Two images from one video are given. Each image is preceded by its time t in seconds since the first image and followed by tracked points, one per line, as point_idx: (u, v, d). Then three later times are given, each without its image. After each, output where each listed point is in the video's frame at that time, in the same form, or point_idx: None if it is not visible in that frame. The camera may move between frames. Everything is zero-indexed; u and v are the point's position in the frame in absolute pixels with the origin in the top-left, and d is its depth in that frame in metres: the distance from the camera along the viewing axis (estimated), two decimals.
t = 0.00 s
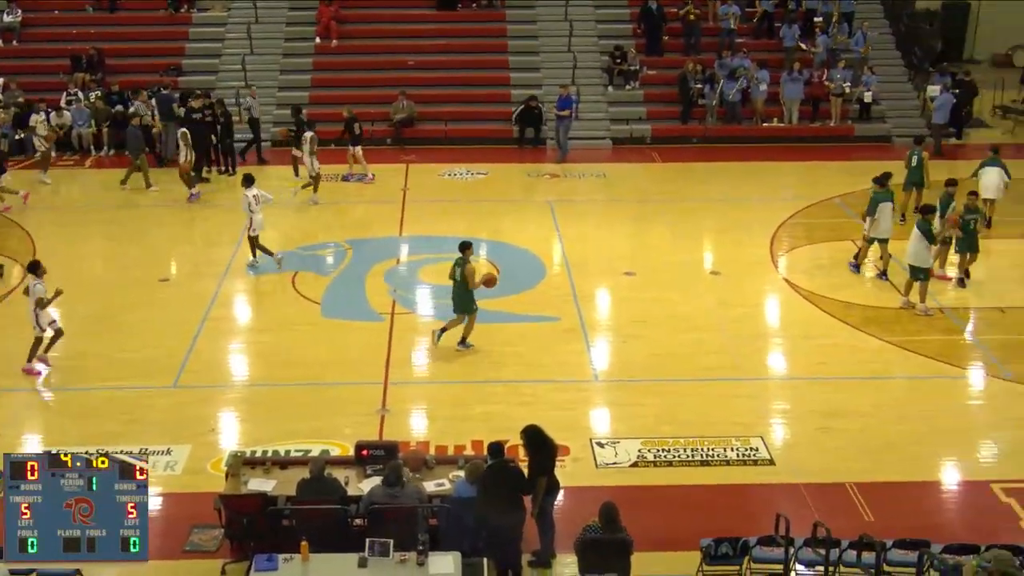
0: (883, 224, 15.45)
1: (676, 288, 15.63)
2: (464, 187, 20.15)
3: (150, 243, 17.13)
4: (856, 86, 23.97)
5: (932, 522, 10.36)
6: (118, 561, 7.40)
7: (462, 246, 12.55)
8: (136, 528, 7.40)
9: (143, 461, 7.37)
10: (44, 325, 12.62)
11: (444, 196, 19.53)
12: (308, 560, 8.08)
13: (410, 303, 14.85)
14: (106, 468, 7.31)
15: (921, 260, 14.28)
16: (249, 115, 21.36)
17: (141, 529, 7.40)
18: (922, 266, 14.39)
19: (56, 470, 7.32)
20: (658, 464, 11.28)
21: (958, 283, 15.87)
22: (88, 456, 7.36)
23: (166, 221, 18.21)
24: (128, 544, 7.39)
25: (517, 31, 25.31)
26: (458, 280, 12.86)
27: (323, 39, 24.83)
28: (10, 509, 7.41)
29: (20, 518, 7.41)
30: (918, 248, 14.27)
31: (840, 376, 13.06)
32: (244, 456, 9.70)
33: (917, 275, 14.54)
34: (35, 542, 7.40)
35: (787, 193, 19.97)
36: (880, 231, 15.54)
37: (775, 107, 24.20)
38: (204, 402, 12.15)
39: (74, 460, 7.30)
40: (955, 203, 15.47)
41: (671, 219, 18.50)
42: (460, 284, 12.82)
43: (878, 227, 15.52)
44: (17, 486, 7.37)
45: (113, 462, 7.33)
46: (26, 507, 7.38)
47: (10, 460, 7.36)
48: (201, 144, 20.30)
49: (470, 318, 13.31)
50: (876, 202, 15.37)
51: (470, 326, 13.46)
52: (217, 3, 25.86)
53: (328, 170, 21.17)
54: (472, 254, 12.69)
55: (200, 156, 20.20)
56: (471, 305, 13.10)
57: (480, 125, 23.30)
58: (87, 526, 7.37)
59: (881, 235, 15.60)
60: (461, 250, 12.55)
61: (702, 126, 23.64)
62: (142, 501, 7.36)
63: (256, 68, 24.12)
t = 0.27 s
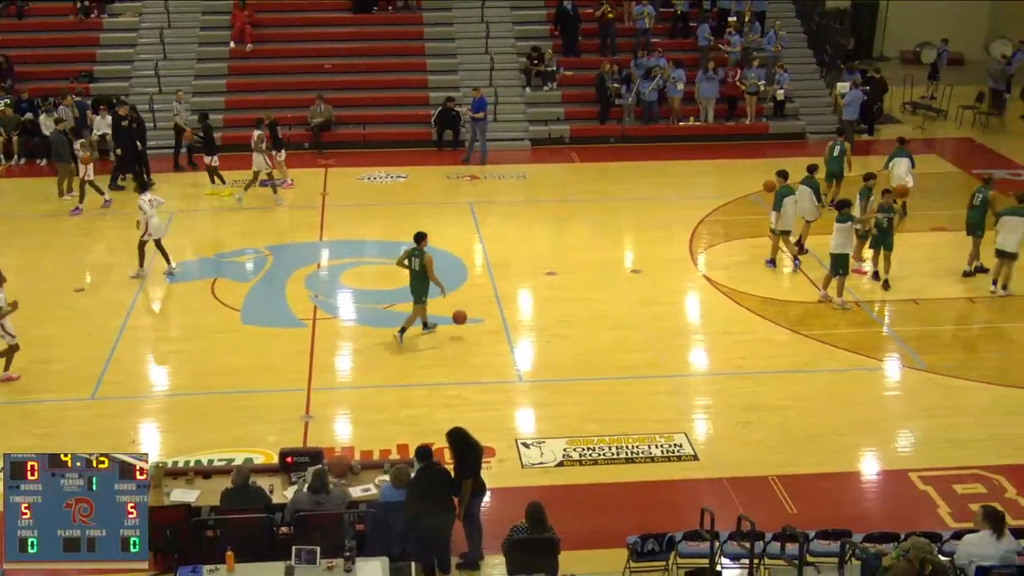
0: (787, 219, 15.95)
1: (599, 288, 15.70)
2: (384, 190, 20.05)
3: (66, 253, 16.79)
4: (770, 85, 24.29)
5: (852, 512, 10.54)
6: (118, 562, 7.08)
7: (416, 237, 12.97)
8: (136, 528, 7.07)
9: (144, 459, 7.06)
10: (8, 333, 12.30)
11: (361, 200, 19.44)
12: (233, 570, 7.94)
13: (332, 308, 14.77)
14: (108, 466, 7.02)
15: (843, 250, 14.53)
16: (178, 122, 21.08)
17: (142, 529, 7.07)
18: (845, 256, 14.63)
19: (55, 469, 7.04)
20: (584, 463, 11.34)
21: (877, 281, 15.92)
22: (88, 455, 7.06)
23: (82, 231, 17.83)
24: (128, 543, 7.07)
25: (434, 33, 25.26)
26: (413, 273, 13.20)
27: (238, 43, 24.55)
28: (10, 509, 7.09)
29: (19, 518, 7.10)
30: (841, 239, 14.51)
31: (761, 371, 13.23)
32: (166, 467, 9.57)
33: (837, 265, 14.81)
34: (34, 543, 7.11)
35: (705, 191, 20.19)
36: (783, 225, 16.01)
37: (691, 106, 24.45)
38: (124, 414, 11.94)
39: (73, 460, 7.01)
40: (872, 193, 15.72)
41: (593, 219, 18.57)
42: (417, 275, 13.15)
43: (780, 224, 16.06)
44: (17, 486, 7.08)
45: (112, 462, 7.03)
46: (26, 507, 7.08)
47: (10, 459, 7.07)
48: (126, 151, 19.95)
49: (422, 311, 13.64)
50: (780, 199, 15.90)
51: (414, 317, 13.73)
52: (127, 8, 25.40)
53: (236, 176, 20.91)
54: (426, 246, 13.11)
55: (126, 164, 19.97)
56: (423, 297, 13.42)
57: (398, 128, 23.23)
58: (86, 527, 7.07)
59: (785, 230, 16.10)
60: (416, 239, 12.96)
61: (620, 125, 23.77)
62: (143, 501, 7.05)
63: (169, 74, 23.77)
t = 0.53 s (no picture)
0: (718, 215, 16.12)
1: (544, 290, 15.71)
2: (326, 195, 19.95)
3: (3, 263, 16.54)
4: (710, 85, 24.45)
5: (796, 507, 10.64)
6: (118, 563, 6.93)
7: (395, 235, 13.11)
8: (136, 527, 6.94)
9: (144, 459, 6.99)
10: None
11: (303, 205, 19.33)
12: None
13: (276, 314, 14.65)
14: (107, 467, 6.94)
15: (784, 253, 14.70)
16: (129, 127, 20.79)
17: (142, 528, 6.94)
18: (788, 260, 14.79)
19: (55, 469, 6.93)
20: (530, 465, 11.35)
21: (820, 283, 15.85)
22: (87, 455, 6.98)
23: (19, 241, 17.57)
24: (128, 544, 6.93)
25: (373, 36, 25.15)
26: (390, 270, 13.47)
27: (175, 48, 24.30)
28: (9, 509, 6.91)
29: (19, 518, 6.93)
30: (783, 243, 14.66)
31: (705, 370, 13.31)
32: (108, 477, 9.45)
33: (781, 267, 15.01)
34: (34, 543, 6.93)
35: (647, 191, 20.30)
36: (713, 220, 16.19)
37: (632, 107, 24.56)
38: (66, 425, 11.77)
39: (73, 460, 6.92)
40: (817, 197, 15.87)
41: (537, 220, 18.60)
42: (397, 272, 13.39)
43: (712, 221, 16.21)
44: (17, 486, 6.93)
45: (112, 462, 6.95)
46: (26, 507, 6.92)
47: (9, 460, 6.96)
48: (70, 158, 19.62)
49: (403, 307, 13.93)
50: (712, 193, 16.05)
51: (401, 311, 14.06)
52: (61, 12, 24.99)
53: (173, 182, 20.69)
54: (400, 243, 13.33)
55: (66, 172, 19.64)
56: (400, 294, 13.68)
57: (339, 132, 23.13)
58: (86, 526, 6.94)
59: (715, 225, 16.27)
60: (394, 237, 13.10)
61: (562, 126, 23.86)
62: (143, 501, 6.94)
63: (106, 80, 23.47)
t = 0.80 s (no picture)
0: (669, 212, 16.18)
1: (507, 291, 15.65)
2: (285, 198, 19.80)
3: None
4: (670, 85, 24.49)
5: (760, 506, 10.65)
6: (119, 562, 6.98)
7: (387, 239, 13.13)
8: (135, 527, 6.96)
9: (145, 459, 6.99)
10: None
11: (262, 209, 19.17)
12: None
13: (236, 319, 14.51)
14: (107, 467, 6.93)
15: (742, 253, 14.77)
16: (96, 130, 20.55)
17: (141, 528, 6.96)
18: (747, 260, 14.88)
19: (55, 469, 6.92)
20: (494, 468, 11.29)
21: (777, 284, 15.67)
22: (88, 455, 6.98)
23: None
24: (127, 544, 6.95)
25: (332, 38, 25.00)
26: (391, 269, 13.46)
27: (131, 50, 23.99)
28: (9, 509, 6.92)
29: (19, 517, 6.93)
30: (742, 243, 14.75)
31: (668, 370, 13.32)
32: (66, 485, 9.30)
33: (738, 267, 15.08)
34: (34, 543, 6.95)
35: (608, 192, 20.30)
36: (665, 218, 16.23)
37: (592, 108, 24.60)
38: (23, 435, 11.59)
39: (74, 460, 6.91)
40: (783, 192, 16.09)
41: (499, 222, 18.54)
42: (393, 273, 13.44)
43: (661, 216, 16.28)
44: (17, 486, 6.93)
45: (113, 462, 6.94)
46: (26, 507, 6.92)
47: (9, 459, 6.94)
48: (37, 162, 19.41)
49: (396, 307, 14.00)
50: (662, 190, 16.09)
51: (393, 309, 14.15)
52: (13, 14, 24.55)
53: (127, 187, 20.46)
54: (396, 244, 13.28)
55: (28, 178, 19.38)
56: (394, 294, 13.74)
57: (298, 135, 22.99)
58: (86, 526, 6.95)
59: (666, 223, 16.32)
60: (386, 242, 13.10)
61: (522, 127, 23.84)
62: (143, 501, 6.94)
63: (60, 84, 23.12)
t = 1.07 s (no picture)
0: (630, 205, 16.40)
1: (481, 293, 15.56)
2: (257, 201, 19.63)
3: None
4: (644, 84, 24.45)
5: (738, 507, 10.59)
6: (120, 562, 7.04)
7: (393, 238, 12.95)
8: (136, 527, 7.04)
9: (144, 459, 7.07)
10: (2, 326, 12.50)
11: (233, 211, 19.00)
12: None
13: (208, 324, 14.36)
14: (108, 467, 7.00)
15: (715, 253, 14.78)
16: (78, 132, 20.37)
17: (141, 528, 7.04)
18: (720, 261, 14.89)
19: (55, 469, 6.99)
20: (470, 471, 11.19)
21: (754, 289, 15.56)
22: (88, 454, 7.04)
23: None
24: (128, 544, 7.03)
25: (303, 38, 24.84)
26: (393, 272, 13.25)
27: (98, 52, 23.74)
28: (9, 509, 6.97)
29: (19, 518, 6.98)
30: (714, 242, 14.78)
31: (644, 371, 13.25)
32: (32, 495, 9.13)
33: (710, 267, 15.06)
34: (34, 543, 7.00)
35: (583, 192, 20.23)
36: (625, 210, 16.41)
37: (566, 108, 24.51)
38: None
39: (74, 460, 6.98)
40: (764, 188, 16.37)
41: (472, 223, 18.44)
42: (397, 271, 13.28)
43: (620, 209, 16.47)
44: (17, 486, 6.99)
45: (113, 461, 7.02)
46: (26, 507, 6.97)
47: (9, 459, 7.00)
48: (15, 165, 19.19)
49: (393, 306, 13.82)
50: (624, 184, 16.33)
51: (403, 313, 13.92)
52: None
53: (96, 190, 20.24)
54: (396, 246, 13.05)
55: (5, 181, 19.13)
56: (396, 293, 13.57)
57: (269, 136, 22.82)
58: (86, 526, 7.01)
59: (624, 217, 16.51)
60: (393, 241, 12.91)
61: (496, 128, 23.76)
62: (143, 501, 7.02)
63: (26, 86, 22.84)
